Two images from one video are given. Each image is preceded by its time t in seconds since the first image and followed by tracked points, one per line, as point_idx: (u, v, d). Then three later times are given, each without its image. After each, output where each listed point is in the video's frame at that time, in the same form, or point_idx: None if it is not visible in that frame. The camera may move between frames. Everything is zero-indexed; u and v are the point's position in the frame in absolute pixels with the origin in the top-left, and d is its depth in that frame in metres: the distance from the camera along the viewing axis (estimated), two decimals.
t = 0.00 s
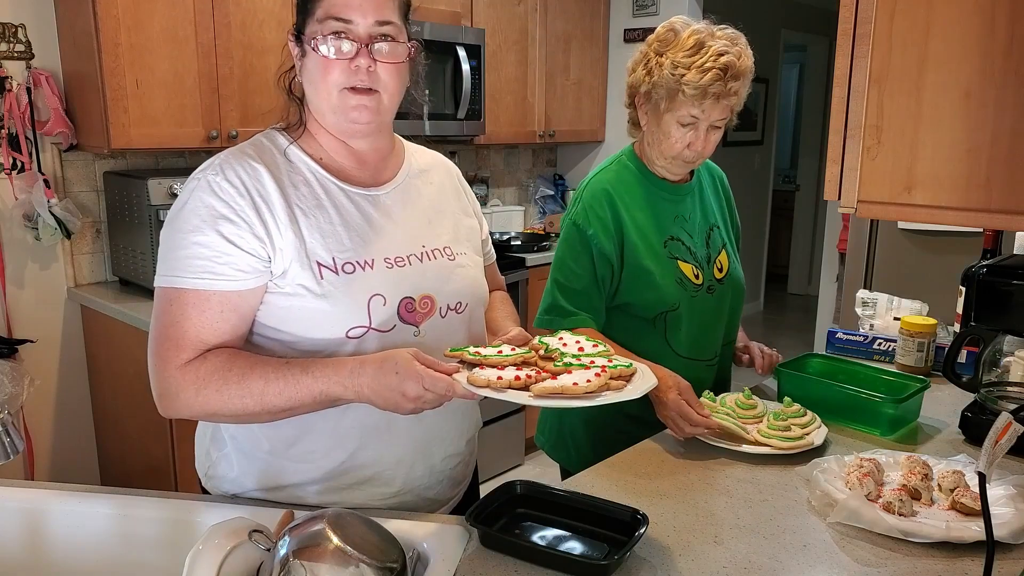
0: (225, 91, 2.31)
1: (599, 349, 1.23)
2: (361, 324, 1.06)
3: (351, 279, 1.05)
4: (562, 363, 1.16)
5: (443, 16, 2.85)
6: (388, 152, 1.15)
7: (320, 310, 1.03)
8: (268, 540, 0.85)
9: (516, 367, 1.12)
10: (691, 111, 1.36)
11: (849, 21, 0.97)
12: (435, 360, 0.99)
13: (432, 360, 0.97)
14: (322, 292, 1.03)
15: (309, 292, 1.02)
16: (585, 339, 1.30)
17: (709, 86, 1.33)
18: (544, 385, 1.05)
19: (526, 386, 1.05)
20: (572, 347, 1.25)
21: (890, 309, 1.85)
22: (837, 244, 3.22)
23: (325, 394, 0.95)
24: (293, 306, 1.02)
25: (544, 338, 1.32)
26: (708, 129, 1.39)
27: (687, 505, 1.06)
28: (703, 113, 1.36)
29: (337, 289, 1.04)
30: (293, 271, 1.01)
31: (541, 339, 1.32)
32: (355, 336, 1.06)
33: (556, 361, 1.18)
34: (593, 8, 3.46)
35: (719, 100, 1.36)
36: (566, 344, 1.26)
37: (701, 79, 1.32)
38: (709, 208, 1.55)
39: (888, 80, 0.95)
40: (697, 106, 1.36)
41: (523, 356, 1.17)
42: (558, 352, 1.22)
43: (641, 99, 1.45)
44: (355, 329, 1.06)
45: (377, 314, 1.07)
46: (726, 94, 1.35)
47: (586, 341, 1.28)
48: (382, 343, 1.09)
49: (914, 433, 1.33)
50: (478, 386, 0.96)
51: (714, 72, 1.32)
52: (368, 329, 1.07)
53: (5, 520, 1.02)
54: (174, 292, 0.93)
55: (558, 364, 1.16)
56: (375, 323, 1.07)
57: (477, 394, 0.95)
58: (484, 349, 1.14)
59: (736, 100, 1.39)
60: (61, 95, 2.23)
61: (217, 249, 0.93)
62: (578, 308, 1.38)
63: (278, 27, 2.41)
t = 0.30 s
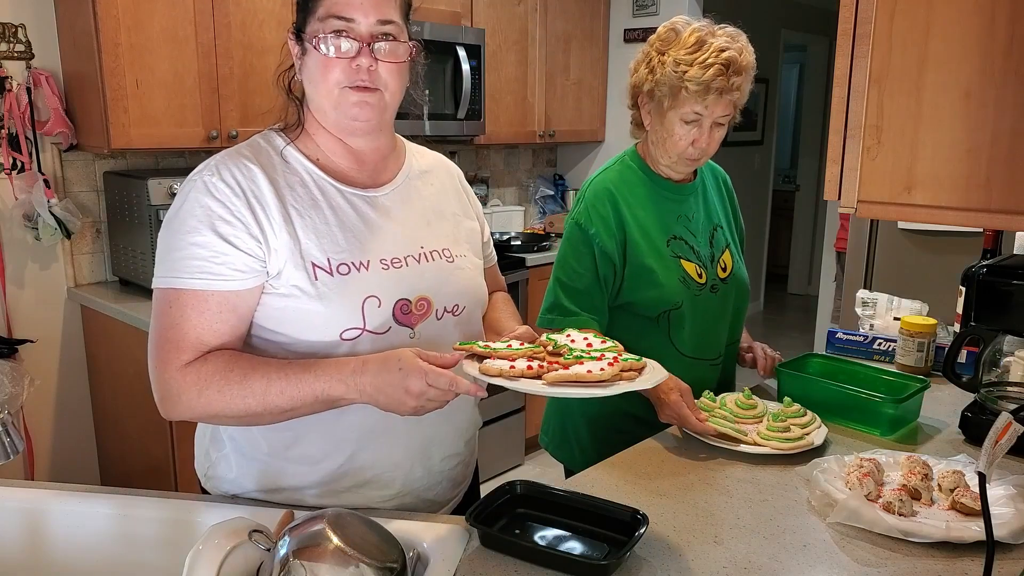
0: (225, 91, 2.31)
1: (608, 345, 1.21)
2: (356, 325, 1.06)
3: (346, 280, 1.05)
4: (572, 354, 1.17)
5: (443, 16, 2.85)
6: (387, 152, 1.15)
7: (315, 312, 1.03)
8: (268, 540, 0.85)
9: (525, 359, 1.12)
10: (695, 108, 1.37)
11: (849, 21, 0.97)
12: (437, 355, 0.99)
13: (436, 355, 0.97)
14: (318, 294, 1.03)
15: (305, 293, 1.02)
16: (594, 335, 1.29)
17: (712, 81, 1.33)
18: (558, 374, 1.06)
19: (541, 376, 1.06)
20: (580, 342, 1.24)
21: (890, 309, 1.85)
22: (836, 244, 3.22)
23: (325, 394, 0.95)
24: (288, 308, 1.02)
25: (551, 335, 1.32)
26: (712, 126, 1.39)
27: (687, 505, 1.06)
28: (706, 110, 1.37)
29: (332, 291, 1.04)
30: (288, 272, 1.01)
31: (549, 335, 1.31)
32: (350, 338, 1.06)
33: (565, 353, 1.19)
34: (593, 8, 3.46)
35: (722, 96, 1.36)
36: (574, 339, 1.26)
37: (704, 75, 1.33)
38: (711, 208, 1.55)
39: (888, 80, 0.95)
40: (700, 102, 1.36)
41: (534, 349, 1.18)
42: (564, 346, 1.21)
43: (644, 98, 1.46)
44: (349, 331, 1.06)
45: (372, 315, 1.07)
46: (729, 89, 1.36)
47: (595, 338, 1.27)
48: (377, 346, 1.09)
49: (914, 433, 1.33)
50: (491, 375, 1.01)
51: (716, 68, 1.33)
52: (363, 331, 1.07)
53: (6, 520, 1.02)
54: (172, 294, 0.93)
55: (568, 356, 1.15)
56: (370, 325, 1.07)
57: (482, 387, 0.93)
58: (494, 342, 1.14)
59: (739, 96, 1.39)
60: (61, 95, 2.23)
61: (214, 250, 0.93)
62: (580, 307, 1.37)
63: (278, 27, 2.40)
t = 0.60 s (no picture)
0: (225, 91, 2.30)
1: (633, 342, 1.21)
2: (354, 330, 1.06)
3: (345, 285, 1.05)
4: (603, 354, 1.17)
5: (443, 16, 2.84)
6: (394, 155, 1.14)
7: (312, 316, 1.03)
8: (268, 540, 0.85)
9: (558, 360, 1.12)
10: (707, 105, 1.36)
11: (849, 21, 0.97)
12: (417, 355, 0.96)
13: (415, 354, 0.95)
14: (316, 298, 1.03)
15: (303, 297, 1.02)
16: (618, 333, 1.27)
17: (726, 78, 1.33)
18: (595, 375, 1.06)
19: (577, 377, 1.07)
20: (606, 340, 1.24)
21: (890, 309, 1.85)
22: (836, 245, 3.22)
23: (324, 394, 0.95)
24: (285, 312, 1.02)
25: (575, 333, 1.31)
26: (723, 124, 1.39)
27: (687, 506, 1.06)
28: (719, 106, 1.37)
29: (330, 295, 1.04)
30: (286, 276, 1.01)
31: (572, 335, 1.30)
32: (348, 342, 1.06)
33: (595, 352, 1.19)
34: (593, 8, 3.46)
35: (735, 93, 1.36)
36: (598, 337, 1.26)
37: (718, 72, 1.33)
38: (714, 208, 1.56)
39: (888, 80, 0.95)
40: (713, 100, 1.36)
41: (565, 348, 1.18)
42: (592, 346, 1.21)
43: (653, 98, 1.45)
44: (348, 335, 1.06)
45: (371, 320, 1.07)
46: (742, 86, 1.36)
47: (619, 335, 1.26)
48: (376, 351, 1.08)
49: (914, 433, 1.33)
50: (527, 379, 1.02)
51: (730, 64, 1.33)
52: (362, 335, 1.06)
53: (6, 520, 1.02)
54: (165, 294, 0.93)
55: (600, 356, 1.15)
56: (369, 330, 1.07)
57: (462, 382, 0.90)
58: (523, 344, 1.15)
59: (750, 93, 1.40)
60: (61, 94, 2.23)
61: (209, 252, 0.94)
62: (582, 307, 1.37)
63: (278, 27, 2.40)
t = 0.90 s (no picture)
0: (225, 90, 2.30)
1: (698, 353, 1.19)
2: (357, 337, 1.04)
3: (350, 291, 1.03)
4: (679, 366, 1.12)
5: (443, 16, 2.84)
6: (408, 158, 1.11)
7: (315, 322, 1.02)
8: (268, 540, 0.85)
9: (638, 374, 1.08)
10: (729, 112, 1.40)
11: (849, 21, 0.97)
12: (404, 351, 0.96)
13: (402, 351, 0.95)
14: (319, 304, 1.01)
15: (306, 303, 1.01)
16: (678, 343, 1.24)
17: (750, 86, 1.37)
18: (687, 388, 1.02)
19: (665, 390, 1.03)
20: (671, 352, 1.19)
21: (890, 309, 1.85)
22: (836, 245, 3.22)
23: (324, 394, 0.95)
24: (288, 317, 1.01)
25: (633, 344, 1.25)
26: (738, 129, 1.43)
27: (687, 506, 1.06)
28: (739, 113, 1.41)
29: (334, 302, 1.02)
30: (290, 280, 1.00)
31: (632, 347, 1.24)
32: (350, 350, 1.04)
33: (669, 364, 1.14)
34: (593, 8, 3.46)
35: (754, 99, 1.40)
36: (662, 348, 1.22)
37: (744, 80, 1.36)
38: (714, 209, 1.57)
39: (887, 80, 0.95)
40: (735, 106, 1.40)
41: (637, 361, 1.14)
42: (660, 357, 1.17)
43: (668, 101, 1.44)
44: (350, 341, 1.04)
45: (374, 328, 1.05)
46: (760, 93, 1.41)
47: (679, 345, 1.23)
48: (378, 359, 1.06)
49: (915, 433, 1.33)
50: (621, 394, 0.99)
51: (755, 73, 1.36)
52: (364, 342, 1.05)
53: (5, 520, 1.02)
54: (165, 293, 0.93)
55: (677, 368, 1.11)
56: (372, 338, 1.05)
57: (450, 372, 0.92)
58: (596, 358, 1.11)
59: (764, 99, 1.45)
60: (61, 95, 2.23)
61: (210, 254, 0.93)
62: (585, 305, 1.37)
63: (278, 27, 2.40)
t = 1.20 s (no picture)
0: (225, 89, 2.30)
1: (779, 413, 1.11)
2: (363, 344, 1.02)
3: (359, 298, 1.01)
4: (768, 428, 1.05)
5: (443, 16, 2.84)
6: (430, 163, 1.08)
7: (322, 325, 1.00)
8: (268, 540, 0.85)
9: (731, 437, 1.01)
10: (732, 117, 1.41)
11: (849, 21, 0.97)
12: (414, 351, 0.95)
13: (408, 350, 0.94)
14: (327, 308, 1.00)
15: (314, 306, 0.99)
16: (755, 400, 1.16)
17: (754, 92, 1.39)
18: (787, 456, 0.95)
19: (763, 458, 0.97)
20: (744, 409, 1.13)
21: (890, 309, 1.85)
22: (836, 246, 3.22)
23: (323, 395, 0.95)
24: (295, 319, 0.99)
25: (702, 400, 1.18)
26: (738, 133, 1.45)
27: (686, 506, 1.06)
28: (740, 118, 1.42)
29: (342, 307, 1.00)
30: (301, 282, 0.98)
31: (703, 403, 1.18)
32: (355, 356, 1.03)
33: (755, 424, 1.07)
34: (593, 8, 3.46)
35: (755, 105, 1.42)
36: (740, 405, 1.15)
37: (749, 87, 1.38)
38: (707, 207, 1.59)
39: (887, 81, 0.96)
40: (738, 111, 1.41)
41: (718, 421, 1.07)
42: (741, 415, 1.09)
43: (672, 103, 1.44)
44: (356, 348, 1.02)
45: (380, 336, 1.03)
46: (762, 100, 1.43)
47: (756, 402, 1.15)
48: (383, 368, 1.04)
49: (915, 433, 1.33)
50: (716, 463, 0.93)
51: (760, 79, 1.38)
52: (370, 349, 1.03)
53: (6, 520, 1.02)
54: (175, 284, 0.92)
55: (766, 431, 1.03)
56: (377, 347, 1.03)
57: (457, 369, 0.91)
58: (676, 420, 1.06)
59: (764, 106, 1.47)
60: (61, 95, 2.23)
61: (222, 249, 0.92)
62: (642, 296, 1.33)
63: (279, 27, 2.40)
